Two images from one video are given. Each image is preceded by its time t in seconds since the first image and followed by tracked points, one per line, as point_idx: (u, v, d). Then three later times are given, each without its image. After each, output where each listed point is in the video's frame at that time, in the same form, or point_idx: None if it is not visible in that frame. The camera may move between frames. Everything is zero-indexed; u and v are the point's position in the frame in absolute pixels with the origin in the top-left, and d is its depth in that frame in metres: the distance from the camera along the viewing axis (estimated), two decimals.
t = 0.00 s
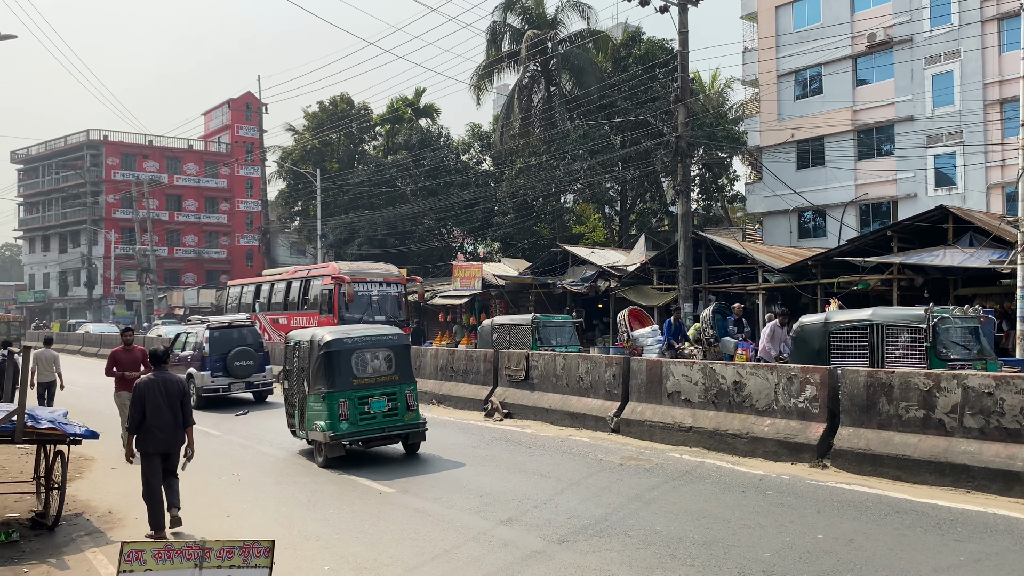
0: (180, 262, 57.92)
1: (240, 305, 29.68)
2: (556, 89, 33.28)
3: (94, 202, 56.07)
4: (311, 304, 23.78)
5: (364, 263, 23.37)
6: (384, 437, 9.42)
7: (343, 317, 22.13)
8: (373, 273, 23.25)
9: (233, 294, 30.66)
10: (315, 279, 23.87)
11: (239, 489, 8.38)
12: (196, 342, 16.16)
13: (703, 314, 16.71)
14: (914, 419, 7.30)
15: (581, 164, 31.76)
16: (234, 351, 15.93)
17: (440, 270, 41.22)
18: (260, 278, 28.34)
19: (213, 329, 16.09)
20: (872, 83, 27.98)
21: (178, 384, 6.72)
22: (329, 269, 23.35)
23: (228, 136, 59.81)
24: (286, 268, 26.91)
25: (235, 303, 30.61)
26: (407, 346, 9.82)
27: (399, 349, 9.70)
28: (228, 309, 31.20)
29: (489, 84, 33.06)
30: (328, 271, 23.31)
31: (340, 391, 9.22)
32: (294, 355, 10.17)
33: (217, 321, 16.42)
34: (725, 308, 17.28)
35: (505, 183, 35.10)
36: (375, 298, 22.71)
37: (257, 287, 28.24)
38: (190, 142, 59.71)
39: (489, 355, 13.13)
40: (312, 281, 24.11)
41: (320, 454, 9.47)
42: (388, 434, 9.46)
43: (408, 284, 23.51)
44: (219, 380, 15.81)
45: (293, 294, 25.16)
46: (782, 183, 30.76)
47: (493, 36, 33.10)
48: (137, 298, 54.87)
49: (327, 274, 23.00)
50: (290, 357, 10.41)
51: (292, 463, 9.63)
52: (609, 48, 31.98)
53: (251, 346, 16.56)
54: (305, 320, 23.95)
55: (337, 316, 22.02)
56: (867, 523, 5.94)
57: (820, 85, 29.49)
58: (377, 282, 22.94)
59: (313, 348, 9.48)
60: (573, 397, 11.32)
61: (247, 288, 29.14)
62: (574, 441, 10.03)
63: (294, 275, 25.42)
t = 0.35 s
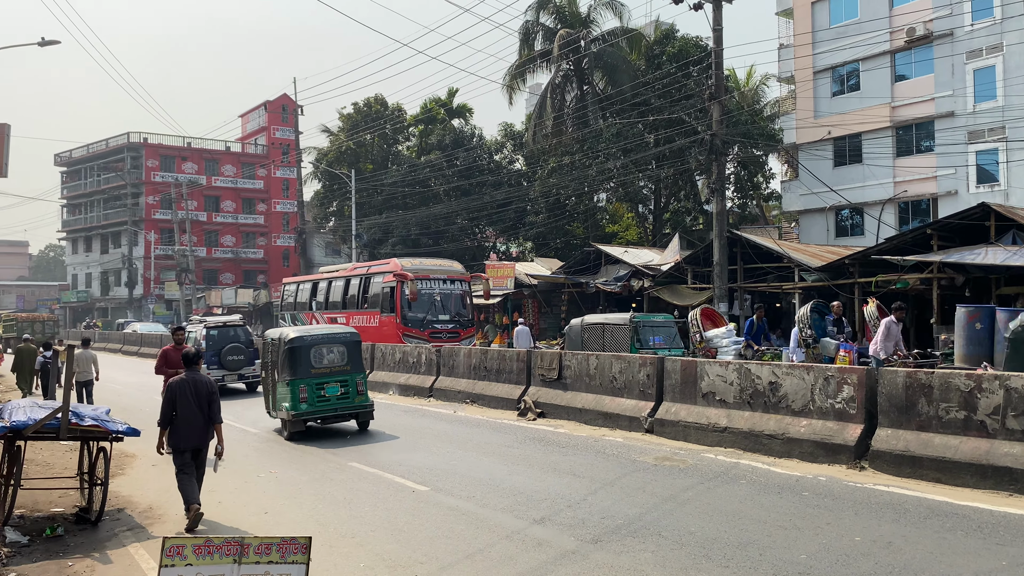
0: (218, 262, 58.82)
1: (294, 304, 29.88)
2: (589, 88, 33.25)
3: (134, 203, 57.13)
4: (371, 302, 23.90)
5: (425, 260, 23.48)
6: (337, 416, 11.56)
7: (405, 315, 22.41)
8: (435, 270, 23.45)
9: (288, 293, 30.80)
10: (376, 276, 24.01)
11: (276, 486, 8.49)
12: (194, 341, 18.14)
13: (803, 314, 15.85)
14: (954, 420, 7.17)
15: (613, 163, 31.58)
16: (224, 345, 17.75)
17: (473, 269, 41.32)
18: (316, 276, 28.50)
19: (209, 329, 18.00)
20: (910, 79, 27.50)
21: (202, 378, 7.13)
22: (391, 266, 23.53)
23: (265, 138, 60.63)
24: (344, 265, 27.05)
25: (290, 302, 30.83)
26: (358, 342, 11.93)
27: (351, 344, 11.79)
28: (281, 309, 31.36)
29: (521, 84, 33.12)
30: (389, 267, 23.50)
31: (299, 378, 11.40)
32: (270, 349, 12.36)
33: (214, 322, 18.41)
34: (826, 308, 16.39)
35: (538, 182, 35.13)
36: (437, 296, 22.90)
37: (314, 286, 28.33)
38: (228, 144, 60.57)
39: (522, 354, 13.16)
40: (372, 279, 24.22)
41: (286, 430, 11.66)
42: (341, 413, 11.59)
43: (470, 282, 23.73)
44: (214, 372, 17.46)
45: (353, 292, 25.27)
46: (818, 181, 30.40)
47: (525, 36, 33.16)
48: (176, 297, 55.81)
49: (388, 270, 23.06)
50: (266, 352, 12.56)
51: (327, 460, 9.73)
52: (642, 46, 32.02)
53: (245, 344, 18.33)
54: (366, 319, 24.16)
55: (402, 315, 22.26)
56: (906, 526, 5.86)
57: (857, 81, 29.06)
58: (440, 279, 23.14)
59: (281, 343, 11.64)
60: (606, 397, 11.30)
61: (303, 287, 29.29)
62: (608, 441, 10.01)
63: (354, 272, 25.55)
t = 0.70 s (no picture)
0: (255, 262, 59.65)
1: (351, 303, 29.52)
2: (622, 87, 33.15)
3: (173, 205, 58.12)
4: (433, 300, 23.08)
5: (490, 255, 22.46)
6: (317, 401, 13.79)
7: (470, 314, 21.38)
8: (501, 266, 22.33)
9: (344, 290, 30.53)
10: (438, 273, 23.14)
11: (311, 484, 8.59)
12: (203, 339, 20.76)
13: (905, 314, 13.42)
14: (996, 422, 7.04)
15: (647, 162, 31.41)
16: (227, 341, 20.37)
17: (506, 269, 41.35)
18: (373, 273, 28.05)
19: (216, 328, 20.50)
20: (951, 74, 27.00)
21: (236, 372, 7.78)
22: (454, 262, 22.52)
23: (301, 140, 61.39)
24: (403, 261, 26.41)
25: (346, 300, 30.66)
26: (335, 338, 14.10)
27: (328, 341, 14.01)
28: (338, 306, 31.10)
29: (554, 84, 33.04)
30: (452, 263, 22.49)
31: (283, 369, 13.59)
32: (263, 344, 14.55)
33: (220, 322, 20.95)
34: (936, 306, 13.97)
35: (571, 182, 35.06)
36: (503, 295, 21.74)
37: (373, 283, 27.83)
38: (264, 146, 61.35)
39: (555, 354, 13.18)
40: (433, 276, 23.44)
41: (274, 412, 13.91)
42: (320, 399, 13.82)
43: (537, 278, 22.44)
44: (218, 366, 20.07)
45: (413, 290, 24.57)
46: (856, 179, 30.00)
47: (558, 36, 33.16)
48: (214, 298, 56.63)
49: (451, 266, 22.19)
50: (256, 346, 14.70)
51: (362, 459, 9.82)
52: (676, 44, 31.91)
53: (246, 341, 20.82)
54: (428, 318, 23.32)
55: (466, 314, 21.25)
56: (947, 529, 5.76)
57: (896, 77, 28.59)
58: (507, 276, 21.95)
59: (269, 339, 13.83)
60: (640, 398, 11.26)
61: (360, 284, 28.94)
62: (641, 442, 9.97)
63: (413, 269, 24.91)
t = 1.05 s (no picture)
0: (291, 263, 60.33)
1: (407, 302, 28.87)
2: (655, 85, 33.01)
3: (211, 206, 59.00)
4: (498, 299, 22.20)
5: (559, 251, 21.52)
6: (312, 388, 16.08)
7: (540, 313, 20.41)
8: (572, 262, 21.28)
9: (400, 288, 29.88)
10: (502, 270, 22.30)
11: (346, 482, 8.67)
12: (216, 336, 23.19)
13: None
14: None
15: (682, 161, 31.21)
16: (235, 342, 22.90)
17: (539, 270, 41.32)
18: (431, 271, 27.28)
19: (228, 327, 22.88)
20: (993, 69, 26.47)
21: (258, 365, 8.45)
22: (521, 257, 21.62)
23: (336, 142, 61.85)
24: (464, 258, 25.62)
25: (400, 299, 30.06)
26: (328, 336, 16.40)
27: (321, 338, 16.22)
28: (393, 304, 30.51)
29: (587, 83, 32.95)
30: (520, 258, 21.59)
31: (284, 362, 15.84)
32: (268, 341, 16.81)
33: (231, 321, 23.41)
34: None
35: (604, 181, 34.91)
36: (575, 292, 20.71)
37: (431, 281, 27.09)
38: (300, 148, 62.11)
39: (589, 354, 13.17)
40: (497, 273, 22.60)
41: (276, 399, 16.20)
42: (315, 387, 16.11)
43: (610, 274, 21.31)
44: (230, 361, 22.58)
45: (476, 288, 23.74)
46: (894, 177, 29.54)
47: (592, 35, 33.09)
48: (251, 298, 57.41)
49: (519, 262, 21.31)
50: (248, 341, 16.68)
51: (396, 458, 9.90)
52: (711, 42, 31.70)
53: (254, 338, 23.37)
54: (493, 317, 22.43)
55: (535, 314, 20.27)
56: (989, 533, 5.66)
57: (936, 73, 28.07)
58: (579, 272, 20.91)
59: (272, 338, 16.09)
60: (674, 398, 11.20)
61: (416, 283, 28.25)
62: (676, 442, 9.92)
63: (474, 266, 24.14)
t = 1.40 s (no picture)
0: (327, 263, 60.92)
1: (464, 300, 27.28)
2: (689, 84, 32.89)
3: (248, 208, 59.81)
4: (569, 297, 20.46)
5: (637, 243, 19.66)
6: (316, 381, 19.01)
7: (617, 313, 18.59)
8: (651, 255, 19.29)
9: (456, 286, 28.24)
10: (574, 265, 20.58)
11: (381, 481, 8.75)
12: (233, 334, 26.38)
13: None
14: None
15: (716, 159, 30.97)
16: (249, 339, 26.25)
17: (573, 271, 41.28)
18: (490, 268, 25.81)
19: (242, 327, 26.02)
20: None
21: (291, 367, 8.70)
22: (595, 251, 19.86)
23: (370, 144, 62.03)
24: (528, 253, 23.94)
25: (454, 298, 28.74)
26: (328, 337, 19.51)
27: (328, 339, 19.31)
28: (448, 303, 28.90)
29: (620, 82, 32.84)
30: (594, 252, 19.84)
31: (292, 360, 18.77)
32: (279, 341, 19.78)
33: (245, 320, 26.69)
34: None
35: (637, 179, 34.68)
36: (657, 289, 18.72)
37: (491, 278, 25.44)
38: (334, 150, 62.76)
39: (622, 355, 13.13)
40: (568, 268, 20.91)
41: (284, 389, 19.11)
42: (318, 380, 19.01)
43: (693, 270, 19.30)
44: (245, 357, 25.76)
45: (542, 285, 22.04)
46: (934, 175, 29.07)
47: (625, 34, 32.96)
48: (286, 298, 58.08)
49: (593, 256, 19.56)
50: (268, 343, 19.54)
51: (430, 457, 9.96)
52: (745, 40, 31.41)
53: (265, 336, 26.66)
54: (562, 317, 20.70)
55: (612, 313, 18.47)
56: None
57: (977, 68, 27.50)
58: (660, 267, 18.90)
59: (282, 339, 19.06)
60: (710, 399, 11.11)
61: (473, 281, 26.63)
62: (711, 444, 9.85)
63: (540, 262, 22.47)
